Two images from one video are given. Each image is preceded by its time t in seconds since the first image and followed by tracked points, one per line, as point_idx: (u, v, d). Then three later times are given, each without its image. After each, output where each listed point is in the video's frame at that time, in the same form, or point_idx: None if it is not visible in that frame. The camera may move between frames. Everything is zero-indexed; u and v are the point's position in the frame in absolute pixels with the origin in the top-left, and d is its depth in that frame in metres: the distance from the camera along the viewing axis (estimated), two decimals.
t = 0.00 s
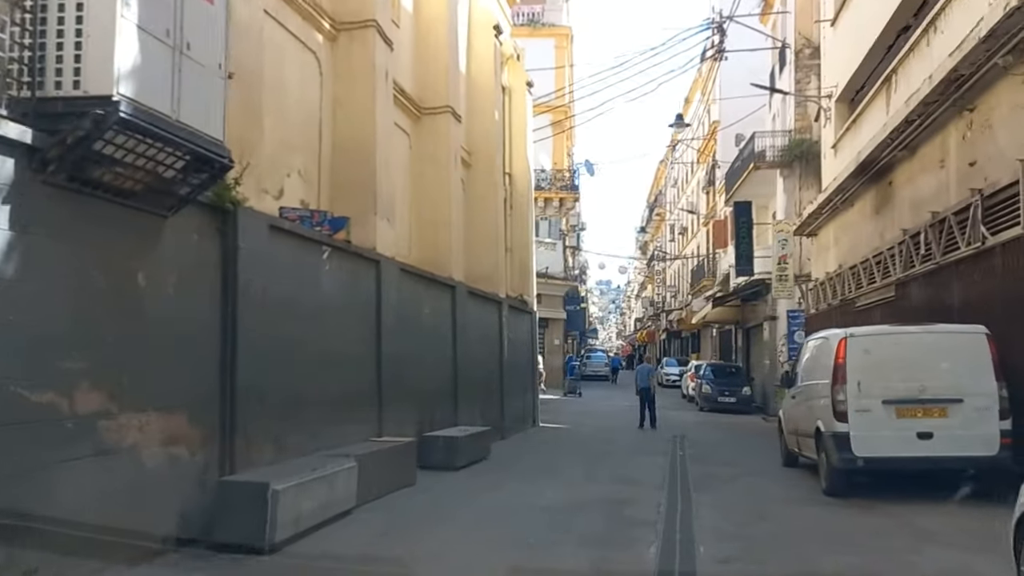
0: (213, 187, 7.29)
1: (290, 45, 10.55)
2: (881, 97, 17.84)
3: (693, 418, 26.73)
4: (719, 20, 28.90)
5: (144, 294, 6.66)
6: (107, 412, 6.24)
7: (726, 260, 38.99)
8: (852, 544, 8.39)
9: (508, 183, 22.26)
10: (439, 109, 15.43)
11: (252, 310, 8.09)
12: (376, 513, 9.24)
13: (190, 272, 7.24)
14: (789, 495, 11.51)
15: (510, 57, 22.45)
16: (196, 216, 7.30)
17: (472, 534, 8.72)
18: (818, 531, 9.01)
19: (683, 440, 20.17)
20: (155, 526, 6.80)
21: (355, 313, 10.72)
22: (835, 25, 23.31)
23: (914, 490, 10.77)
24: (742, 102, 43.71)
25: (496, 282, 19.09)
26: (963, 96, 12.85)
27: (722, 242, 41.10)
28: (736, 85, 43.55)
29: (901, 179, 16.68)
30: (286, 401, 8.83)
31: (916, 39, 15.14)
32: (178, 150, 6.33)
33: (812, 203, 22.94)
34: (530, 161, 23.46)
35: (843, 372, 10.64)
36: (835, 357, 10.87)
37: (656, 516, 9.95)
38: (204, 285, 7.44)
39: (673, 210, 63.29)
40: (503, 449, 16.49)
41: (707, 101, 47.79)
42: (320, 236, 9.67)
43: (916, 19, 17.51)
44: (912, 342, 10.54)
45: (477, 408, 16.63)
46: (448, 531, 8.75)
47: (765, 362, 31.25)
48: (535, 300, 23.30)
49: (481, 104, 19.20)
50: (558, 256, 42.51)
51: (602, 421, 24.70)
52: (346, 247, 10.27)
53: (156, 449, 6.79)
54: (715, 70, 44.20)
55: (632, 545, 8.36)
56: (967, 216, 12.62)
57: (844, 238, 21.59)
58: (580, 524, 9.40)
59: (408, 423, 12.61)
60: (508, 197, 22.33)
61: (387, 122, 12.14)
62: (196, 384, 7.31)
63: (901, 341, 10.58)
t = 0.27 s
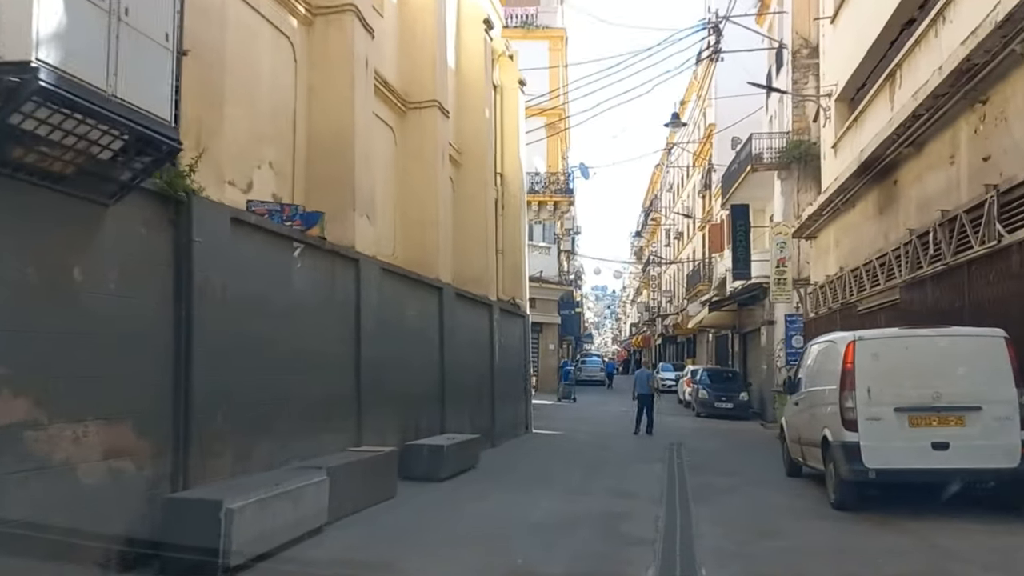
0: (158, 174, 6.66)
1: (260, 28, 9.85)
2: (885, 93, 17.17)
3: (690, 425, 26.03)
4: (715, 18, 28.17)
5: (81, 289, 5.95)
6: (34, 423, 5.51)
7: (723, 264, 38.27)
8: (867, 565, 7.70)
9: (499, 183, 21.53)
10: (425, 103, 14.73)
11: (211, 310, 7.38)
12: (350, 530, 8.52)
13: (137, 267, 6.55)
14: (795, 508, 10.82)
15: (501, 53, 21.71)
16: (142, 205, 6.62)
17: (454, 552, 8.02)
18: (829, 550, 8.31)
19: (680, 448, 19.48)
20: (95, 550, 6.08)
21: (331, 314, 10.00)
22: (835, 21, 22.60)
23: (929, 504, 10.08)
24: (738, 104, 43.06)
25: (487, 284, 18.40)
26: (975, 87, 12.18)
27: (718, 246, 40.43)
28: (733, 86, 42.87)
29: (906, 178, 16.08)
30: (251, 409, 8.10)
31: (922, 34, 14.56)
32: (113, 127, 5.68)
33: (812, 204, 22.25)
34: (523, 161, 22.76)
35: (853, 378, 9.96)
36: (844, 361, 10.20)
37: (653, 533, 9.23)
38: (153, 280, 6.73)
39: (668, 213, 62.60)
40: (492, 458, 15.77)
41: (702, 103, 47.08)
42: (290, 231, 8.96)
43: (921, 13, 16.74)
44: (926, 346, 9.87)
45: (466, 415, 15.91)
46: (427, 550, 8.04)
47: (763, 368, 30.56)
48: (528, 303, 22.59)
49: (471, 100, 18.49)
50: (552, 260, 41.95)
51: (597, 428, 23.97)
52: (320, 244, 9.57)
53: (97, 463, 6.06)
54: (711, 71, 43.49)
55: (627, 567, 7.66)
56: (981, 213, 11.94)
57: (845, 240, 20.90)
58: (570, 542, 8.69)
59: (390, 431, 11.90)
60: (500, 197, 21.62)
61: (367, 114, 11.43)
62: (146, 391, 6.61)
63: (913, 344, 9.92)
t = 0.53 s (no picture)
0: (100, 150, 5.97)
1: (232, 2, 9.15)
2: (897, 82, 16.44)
3: (692, 428, 25.32)
4: (718, 11, 27.47)
5: (8, 275, 5.25)
6: None
7: (725, 264, 37.58)
8: None
9: (494, 178, 20.83)
10: (416, 90, 14.05)
11: (166, 302, 6.68)
12: (325, 545, 7.80)
13: (81, 255, 5.89)
14: (806, 519, 10.14)
15: (498, 43, 21.00)
16: (84, 182, 5.92)
17: (438, 568, 7.31)
18: (848, 568, 7.59)
19: (683, 452, 18.78)
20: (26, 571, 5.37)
21: (307, 312, 9.29)
22: (842, 12, 21.90)
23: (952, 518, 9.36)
24: (741, 102, 42.40)
25: (482, 282, 17.71)
26: (997, 71, 11.48)
27: (720, 246, 39.73)
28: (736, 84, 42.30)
29: (920, 171, 15.38)
30: (213, 414, 7.41)
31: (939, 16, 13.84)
32: (41, 91, 4.97)
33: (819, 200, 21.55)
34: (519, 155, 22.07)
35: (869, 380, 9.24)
36: (859, 360, 9.48)
37: (654, 548, 8.51)
38: (96, 266, 6.03)
39: (669, 214, 61.91)
40: (485, 463, 15.05)
41: (704, 101, 46.42)
42: (262, 220, 8.26)
43: None
44: (948, 346, 9.17)
45: (459, 418, 15.23)
46: (409, 566, 7.33)
47: (767, 369, 29.86)
48: (525, 302, 21.89)
49: (465, 90, 17.79)
50: (552, 259, 40.94)
51: (596, 431, 23.28)
52: (296, 235, 8.89)
53: (27, 474, 5.35)
54: (712, 69, 42.87)
55: None
56: (1003, 205, 11.22)
57: (853, 238, 20.21)
58: (566, 557, 7.98)
59: (376, 435, 11.22)
60: (495, 193, 20.92)
61: (350, 98, 10.74)
62: (91, 394, 5.94)
63: (936, 343, 9.18)
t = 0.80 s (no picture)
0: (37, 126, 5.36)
1: None
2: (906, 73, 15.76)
3: (694, 432, 24.67)
4: (720, 5, 26.82)
5: None
6: None
7: (727, 264, 36.95)
8: None
9: (490, 174, 20.17)
10: (405, 78, 13.36)
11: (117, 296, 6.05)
12: (296, 564, 7.17)
13: (13, 244, 5.26)
14: (818, 532, 9.49)
15: (493, 35, 20.33)
16: (17, 161, 5.30)
17: None
18: None
19: (686, 458, 18.13)
20: None
21: (282, 310, 8.66)
22: (847, 3, 21.24)
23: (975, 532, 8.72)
24: (743, 101, 41.77)
25: (478, 281, 17.03)
26: (1018, 56, 10.81)
27: (722, 247, 39.07)
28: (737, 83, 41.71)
29: (932, 165, 14.72)
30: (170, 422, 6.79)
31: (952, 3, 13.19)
32: None
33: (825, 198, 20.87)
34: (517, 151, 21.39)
35: (889, 383, 8.60)
36: (877, 361, 8.84)
37: (655, 565, 7.87)
38: (33, 255, 5.40)
39: (670, 215, 61.27)
40: (478, 470, 14.41)
41: (705, 100, 45.81)
42: (230, 210, 7.63)
43: None
44: (971, 347, 8.56)
45: (452, 423, 14.59)
46: None
47: (770, 372, 29.22)
48: (522, 302, 21.21)
49: (460, 82, 17.10)
50: (552, 260, 40.15)
51: (597, 436, 22.63)
52: (270, 227, 8.25)
53: None
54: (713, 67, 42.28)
55: None
56: None
57: (861, 236, 19.52)
58: None
59: (361, 442, 10.58)
60: (491, 189, 20.22)
61: (331, 82, 10.06)
62: (24, 399, 5.32)
63: (959, 344, 8.58)
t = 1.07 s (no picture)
0: None
1: None
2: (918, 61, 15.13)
3: (695, 435, 24.04)
4: None
5: None
6: None
7: (727, 264, 36.34)
8: None
9: (485, 169, 19.53)
10: (393, 65, 12.73)
11: (54, 287, 5.44)
12: None
13: None
14: (829, 543, 8.87)
15: (488, 26, 19.70)
16: None
17: None
18: None
19: (688, 462, 17.54)
20: None
21: (251, 307, 8.04)
22: None
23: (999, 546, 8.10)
24: (743, 99, 41.18)
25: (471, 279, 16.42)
26: None
27: (723, 247, 38.44)
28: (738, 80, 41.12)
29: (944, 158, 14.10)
30: (120, 426, 6.18)
31: None
32: None
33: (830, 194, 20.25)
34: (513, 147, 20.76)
35: (908, 385, 7.97)
36: (894, 361, 8.20)
37: None
38: None
39: (669, 215, 60.67)
40: (470, 476, 13.78)
41: (705, 98, 45.20)
42: (192, 195, 7.01)
43: None
44: (996, 347, 7.94)
45: (443, 426, 13.95)
46: None
47: (772, 374, 28.59)
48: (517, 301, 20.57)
49: (452, 72, 16.47)
50: (550, 260, 39.72)
51: (595, 439, 22.00)
52: (239, 216, 7.64)
53: None
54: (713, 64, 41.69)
55: None
56: None
57: (867, 233, 18.88)
58: None
59: (343, 446, 9.95)
60: (486, 185, 19.59)
61: (309, 63, 9.42)
62: None
63: (983, 343, 7.96)
